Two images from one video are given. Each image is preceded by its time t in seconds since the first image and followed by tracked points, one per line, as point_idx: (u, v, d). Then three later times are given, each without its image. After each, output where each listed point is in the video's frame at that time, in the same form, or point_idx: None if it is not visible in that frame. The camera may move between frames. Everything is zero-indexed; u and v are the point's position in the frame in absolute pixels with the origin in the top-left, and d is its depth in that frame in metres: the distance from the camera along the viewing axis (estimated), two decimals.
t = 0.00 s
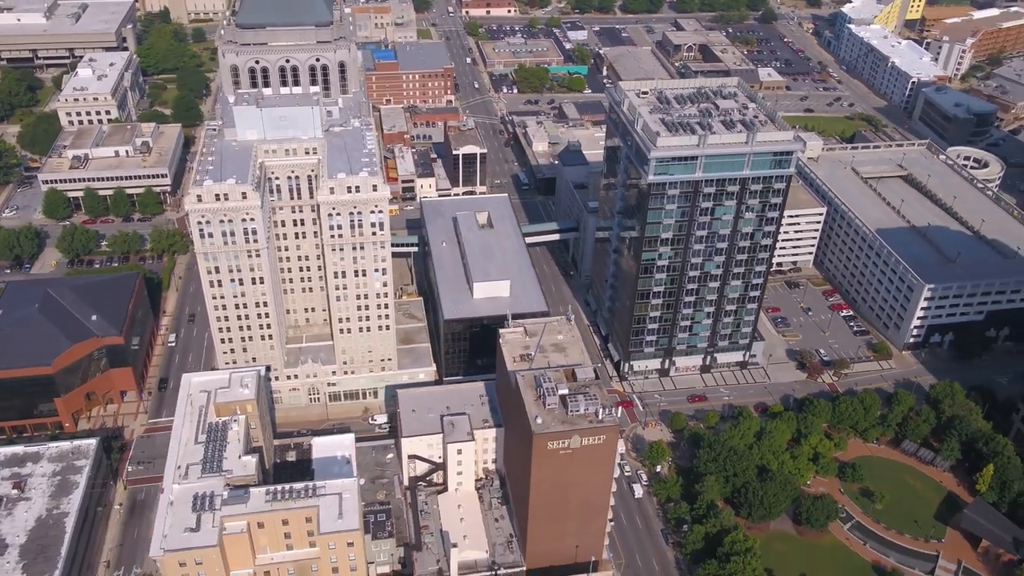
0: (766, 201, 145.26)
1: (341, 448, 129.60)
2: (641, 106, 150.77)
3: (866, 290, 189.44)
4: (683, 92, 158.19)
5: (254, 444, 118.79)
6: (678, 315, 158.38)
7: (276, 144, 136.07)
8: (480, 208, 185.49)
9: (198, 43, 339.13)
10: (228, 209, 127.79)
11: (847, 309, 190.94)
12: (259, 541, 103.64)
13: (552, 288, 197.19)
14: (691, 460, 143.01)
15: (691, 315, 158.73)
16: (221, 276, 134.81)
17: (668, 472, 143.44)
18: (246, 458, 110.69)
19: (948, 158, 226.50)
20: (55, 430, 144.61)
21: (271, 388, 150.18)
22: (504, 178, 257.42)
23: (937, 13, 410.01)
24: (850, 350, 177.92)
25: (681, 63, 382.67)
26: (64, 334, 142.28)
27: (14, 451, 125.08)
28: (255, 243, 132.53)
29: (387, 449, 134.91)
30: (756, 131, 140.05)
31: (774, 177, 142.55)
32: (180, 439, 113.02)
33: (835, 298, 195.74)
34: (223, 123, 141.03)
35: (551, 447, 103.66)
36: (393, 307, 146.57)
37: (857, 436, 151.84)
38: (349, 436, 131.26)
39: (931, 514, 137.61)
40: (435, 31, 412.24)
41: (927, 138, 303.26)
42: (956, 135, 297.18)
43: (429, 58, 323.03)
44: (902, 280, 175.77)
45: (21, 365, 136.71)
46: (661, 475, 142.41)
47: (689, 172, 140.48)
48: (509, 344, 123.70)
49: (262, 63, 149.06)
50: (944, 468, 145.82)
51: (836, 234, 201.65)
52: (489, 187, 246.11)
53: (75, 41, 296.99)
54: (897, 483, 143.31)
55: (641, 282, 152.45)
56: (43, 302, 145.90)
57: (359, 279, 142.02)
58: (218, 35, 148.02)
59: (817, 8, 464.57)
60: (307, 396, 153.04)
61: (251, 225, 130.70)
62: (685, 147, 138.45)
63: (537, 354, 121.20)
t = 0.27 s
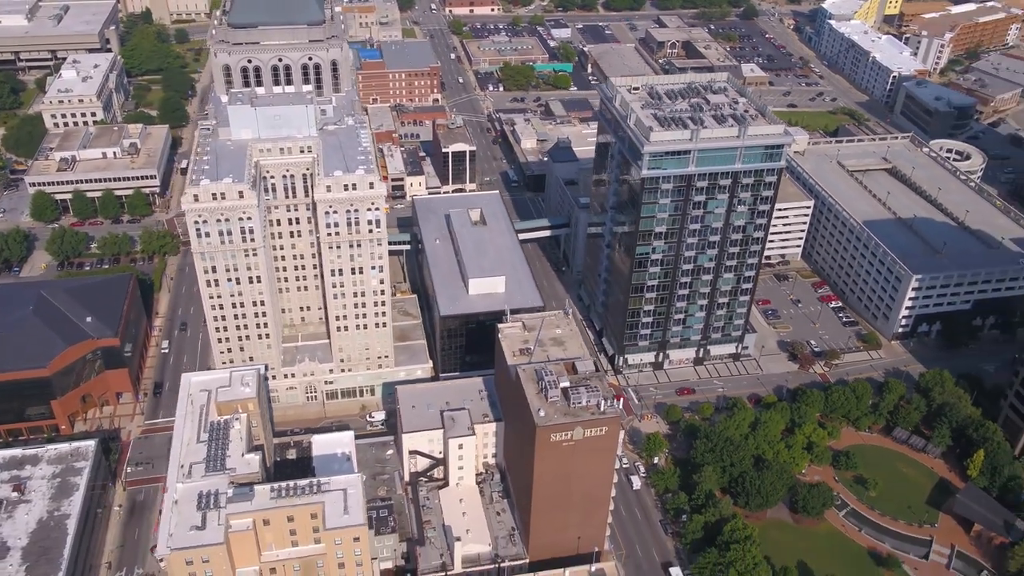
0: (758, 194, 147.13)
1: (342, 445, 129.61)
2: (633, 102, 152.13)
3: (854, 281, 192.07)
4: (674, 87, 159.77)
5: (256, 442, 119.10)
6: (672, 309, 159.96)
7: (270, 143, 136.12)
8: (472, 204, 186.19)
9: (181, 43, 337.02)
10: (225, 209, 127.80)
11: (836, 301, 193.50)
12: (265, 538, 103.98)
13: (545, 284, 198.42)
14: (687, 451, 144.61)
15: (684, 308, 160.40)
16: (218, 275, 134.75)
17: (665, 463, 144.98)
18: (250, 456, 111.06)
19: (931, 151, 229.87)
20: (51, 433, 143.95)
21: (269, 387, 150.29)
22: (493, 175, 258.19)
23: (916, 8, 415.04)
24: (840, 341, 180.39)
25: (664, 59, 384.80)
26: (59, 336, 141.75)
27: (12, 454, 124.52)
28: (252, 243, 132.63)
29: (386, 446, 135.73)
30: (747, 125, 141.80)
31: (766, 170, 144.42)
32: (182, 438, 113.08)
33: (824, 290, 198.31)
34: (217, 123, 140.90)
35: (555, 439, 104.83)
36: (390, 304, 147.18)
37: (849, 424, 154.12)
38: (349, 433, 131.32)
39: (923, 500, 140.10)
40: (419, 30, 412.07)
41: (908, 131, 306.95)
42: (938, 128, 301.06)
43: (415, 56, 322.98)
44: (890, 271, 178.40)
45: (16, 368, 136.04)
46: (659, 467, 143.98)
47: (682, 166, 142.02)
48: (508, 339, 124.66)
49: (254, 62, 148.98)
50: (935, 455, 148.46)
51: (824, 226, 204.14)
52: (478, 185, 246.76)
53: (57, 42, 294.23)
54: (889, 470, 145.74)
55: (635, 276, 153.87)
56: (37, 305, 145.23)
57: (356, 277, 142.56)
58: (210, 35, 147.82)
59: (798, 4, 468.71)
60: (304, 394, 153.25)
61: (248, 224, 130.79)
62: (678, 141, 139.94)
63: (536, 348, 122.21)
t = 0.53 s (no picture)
0: (750, 187, 148.76)
1: (341, 442, 129.60)
2: (625, 97, 153.36)
3: (844, 273, 194.40)
4: (665, 82, 161.13)
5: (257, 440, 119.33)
6: (666, 302, 161.37)
7: (265, 142, 136.00)
8: (465, 202, 186.78)
9: (166, 44, 335.24)
10: (222, 208, 127.85)
11: (826, 293, 195.75)
12: (270, 535, 104.26)
13: (538, 280, 199.38)
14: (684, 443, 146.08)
15: (678, 301, 161.86)
16: (215, 274, 134.69)
17: (662, 455, 146.37)
18: (252, 454, 111.29)
19: (916, 144, 232.71)
20: (48, 435, 143.34)
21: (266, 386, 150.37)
22: (483, 173, 258.84)
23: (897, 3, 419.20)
24: (831, 332, 182.55)
25: (650, 56, 386.68)
26: (55, 338, 141.16)
27: (10, 456, 123.98)
28: (249, 241, 132.73)
29: (386, 443, 136.42)
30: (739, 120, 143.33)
31: (758, 164, 145.98)
32: (184, 437, 113.10)
33: (814, 282, 200.57)
34: (212, 122, 140.81)
35: (557, 432, 105.80)
36: (387, 301, 147.61)
37: (842, 414, 156.17)
38: (348, 431, 131.36)
39: (916, 487, 142.28)
40: (404, 29, 411.68)
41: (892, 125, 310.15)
42: (921, 121, 304.45)
43: (402, 55, 322.83)
44: (880, 262, 180.72)
45: (12, 370, 135.38)
46: (656, 459, 145.35)
47: (675, 161, 143.33)
48: (507, 334, 125.54)
49: (247, 61, 148.85)
50: (927, 443, 150.77)
51: (813, 220, 206.38)
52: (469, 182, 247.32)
53: (41, 43, 291.77)
54: (883, 458, 147.89)
55: (630, 271, 155.09)
56: (31, 306, 144.55)
57: (352, 274, 142.89)
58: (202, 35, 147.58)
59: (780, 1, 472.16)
60: (301, 392, 153.39)
61: (245, 223, 130.85)
62: (672, 136, 141.27)
63: (535, 342, 123.09)
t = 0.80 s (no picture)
0: (741, 180, 150.60)
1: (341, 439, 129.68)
2: (617, 93, 154.75)
3: (832, 265, 196.96)
4: (655, 78, 162.70)
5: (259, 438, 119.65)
6: (659, 296, 162.93)
7: (260, 141, 135.91)
8: (457, 199, 187.38)
9: (149, 46, 333.00)
10: (218, 207, 127.90)
11: (815, 285, 198.26)
12: (275, 532, 104.69)
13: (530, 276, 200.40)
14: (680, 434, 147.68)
15: (671, 295, 163.48)
16: (211, 273, 134.66)
17: (659, 447, 147.91)
18: (255, 452, 111.63)
19: (900, 137, 235.85)
20: (44, 438, 142.69)
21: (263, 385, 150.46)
22: (471, 171, 259.51)
23: None
24: (820, 324, 184.96)
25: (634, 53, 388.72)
26: (50, 340, 140.63)
27: (9, 459, 123.46)
28: (246, 240, 132.82)
29: (385, 439, 137.11)
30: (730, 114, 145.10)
31: (748, 157, 147.85)
32: (185, 436, 113.15)
33: (802, 274, 203.07)
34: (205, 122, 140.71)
35: (559, 424, 106.88)
36: (383, 298, 148.09)
37: (834, 403, 158.42)
38: (347, 428, 131.50)
39: (908, 473, 144.75)
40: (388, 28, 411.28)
41: (874, 119, 313.88)
42: (902, 115, 308.43)
43: (388, 54, 322.65)
44: (867, 253, 183.27)
45: (7, 373, 134.68)
46: (653, 450, 146.95)
47: (668, 155, 144.85)
48: (506, 329, 126.60)
49: (239, 60, 148.88)
50: (917, 430, 153.35)
51: (800, 213, 208.81)
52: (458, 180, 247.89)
53: (22, 45, 289.02)
54: (874, 446, 150.30)
55: (623, 265, 156.47)
56: (25, 309, 143.90)
57: (349, 272, 143.28)
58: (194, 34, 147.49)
59: None
60: (298, 391, 153.56)
61: (242, 221, 130.90)
62: (664, 130, 142.81)
63: (533, 336, 124.17)
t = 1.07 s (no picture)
0: (733, 174, 152.33)
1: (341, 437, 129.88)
2: (609, 89, 156.03)
3: (820, 258, 199.38)
4: (646, 74, 164.12)
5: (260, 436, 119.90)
6: (653, 290, 164.43)
7: (255, 140, 135.83)
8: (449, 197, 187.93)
9: (133, 47, 330.79)
10: (215, 206, 127.87)
11: (804, 277, 200.67)
12: (280, 529, 105.05)
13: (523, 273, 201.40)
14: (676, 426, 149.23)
15: (664, 289, 165.03)
16: (208, 273, 134.62)
17: (656, 439, 149.43)
18: (258, 450, 112.04)
19: (884, 130, 238.87)
20: (40, 441, 142.04)
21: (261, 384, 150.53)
22: (460, 169, 260.11)
23: None
24: (811, 315, 187.29)
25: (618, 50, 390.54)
26: (45, 342, 140.03)
27: (8, 462, 122.95)
28: (242, 239, 132.89)
29: (385, 436, 137.70)
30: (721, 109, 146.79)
31: (740, 151, 149.67)
32: (188, 435, 113.27)
33: (792, 267, 205.45)
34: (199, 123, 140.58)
35: (561, 417, 108.02)
36: (380, 296, 148.52)
37: (826, 394, 160.58)
38: (347, 425, 131.74)
39: (901, 461, 147.12)
40: (372, 27, 410.77)
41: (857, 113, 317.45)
42: (884, 109, 312.15)
43: (374, 53, 322.40)
44: (856, 245, 185.73)
45: (3, 376, 133.98)
46: (650, 442, 148.47)
47: (661, 150, 146.31)
48: (504, 324, 127.57)
49: (232, 60, 148.85)
50: (908, 418, 155.82)
51: (788, 206, 211.11)
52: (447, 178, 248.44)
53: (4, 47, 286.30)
54: (867, 434, 152.60)
55: (617, 260, 157.80)
56: (19, 312, 143.18)
57: (345, 270, 143.62)
58: (186, 34, 147.22)
59: None
60: (296, 390, 153.73)
61: (238, 221, 130.92)
62: (657, 126, 144.21)
63: (532, 331, 125.13)
